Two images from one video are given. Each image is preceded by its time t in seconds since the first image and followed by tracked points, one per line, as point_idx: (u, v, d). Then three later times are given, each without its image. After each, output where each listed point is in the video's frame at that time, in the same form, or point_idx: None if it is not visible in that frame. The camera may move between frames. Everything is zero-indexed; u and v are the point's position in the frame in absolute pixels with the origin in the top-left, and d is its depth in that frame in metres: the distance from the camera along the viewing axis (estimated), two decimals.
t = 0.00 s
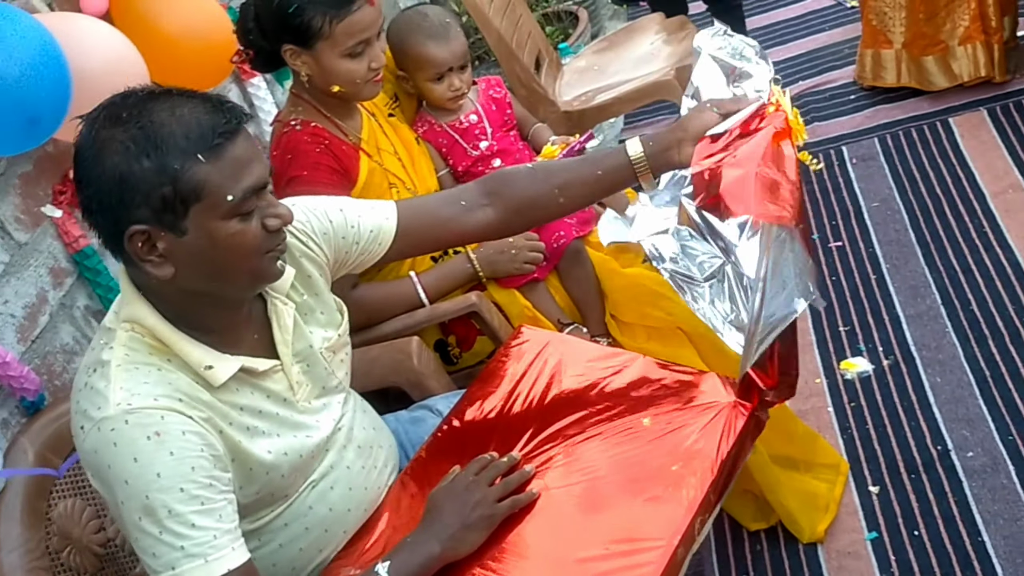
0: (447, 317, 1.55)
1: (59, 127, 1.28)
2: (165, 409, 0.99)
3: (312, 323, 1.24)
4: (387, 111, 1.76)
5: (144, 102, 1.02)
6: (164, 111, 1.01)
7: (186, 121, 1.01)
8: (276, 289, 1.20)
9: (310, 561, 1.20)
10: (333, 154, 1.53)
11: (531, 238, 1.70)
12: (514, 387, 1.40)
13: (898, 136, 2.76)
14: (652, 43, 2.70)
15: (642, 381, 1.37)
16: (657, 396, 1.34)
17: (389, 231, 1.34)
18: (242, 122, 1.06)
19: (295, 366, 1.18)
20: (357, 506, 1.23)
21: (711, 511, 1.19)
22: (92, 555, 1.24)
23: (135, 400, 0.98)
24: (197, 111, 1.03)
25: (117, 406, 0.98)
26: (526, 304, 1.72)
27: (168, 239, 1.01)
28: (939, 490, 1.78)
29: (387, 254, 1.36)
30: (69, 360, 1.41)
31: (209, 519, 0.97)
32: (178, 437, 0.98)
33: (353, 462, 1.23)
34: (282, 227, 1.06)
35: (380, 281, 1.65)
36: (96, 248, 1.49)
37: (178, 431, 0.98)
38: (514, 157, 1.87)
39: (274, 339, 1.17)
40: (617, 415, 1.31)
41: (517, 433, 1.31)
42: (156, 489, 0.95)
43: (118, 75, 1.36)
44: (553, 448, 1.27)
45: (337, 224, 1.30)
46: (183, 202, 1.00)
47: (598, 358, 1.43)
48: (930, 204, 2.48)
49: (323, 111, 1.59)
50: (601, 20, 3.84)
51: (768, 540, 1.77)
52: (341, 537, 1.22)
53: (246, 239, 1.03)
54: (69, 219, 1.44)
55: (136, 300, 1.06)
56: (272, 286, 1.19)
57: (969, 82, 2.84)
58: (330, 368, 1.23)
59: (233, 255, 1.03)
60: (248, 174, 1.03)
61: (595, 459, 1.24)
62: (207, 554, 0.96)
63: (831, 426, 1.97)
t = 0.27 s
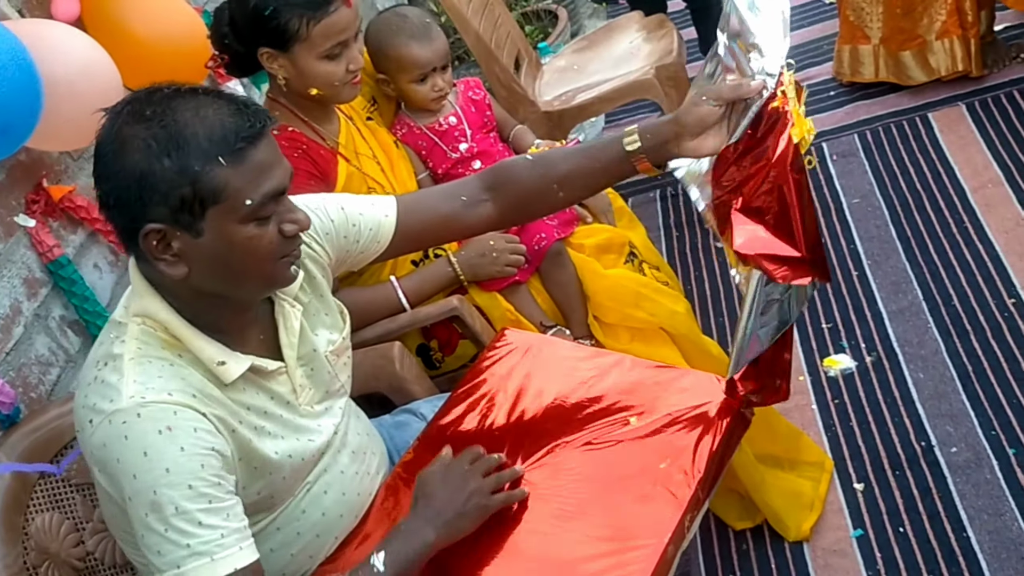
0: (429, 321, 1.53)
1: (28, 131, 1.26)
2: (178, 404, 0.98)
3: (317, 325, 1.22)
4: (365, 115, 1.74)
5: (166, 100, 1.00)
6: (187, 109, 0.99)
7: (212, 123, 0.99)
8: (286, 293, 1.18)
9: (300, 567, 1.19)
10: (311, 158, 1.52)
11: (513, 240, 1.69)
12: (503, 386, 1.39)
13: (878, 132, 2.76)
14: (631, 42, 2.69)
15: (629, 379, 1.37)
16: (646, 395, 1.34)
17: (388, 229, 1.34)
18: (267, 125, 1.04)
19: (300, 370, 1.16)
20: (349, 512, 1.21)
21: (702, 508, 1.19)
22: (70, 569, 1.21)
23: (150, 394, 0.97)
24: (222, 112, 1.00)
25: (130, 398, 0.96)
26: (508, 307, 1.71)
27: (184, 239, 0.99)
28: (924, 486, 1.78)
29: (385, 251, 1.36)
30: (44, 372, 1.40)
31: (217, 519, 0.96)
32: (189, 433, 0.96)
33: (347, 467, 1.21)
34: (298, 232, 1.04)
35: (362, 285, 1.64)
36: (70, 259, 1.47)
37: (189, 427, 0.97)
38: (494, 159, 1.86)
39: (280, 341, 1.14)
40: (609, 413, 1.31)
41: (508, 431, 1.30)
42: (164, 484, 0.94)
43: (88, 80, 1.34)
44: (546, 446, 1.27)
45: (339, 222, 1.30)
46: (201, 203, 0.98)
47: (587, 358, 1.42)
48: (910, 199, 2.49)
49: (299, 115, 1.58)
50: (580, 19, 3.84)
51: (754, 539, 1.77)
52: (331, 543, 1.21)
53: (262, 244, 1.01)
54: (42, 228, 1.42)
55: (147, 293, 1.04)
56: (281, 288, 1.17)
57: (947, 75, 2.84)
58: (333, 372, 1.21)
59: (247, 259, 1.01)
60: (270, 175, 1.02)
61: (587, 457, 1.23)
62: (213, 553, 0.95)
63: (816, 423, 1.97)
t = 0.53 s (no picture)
0: (424, 322, 1.53)
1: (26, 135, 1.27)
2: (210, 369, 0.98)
3: (309, 325, 1.22)
4: (360, 117, 1.75)
5: (155, 106, 1.00)
6: (175, 114, 0.99)
7: (201, 126, 0.99)
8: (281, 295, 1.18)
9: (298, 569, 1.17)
10: (306, 159, 1.52)
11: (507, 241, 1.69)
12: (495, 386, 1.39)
13: (870, 130, 2.77)
14: (623, 41, 2.70)
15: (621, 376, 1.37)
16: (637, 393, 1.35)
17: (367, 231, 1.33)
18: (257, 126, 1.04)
19: (297, 368, 1.16)
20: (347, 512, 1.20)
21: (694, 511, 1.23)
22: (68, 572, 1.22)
23: (178, 368, 0.97)
24: (210, 115, 1.00)
25: (161, 380, 0.96)
26: (503, 307, 1.71)
27: (178, 242, 0.99)
28: (919, 482, 1.79)
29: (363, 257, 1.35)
30: (40, 375, 1.39)
31: (298, 425, 0.96)
32: (233, 381, 0.97)
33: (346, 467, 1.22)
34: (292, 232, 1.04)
35: (357, 287, 1.64)
36: (65, 262, 1.46)
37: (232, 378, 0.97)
38: (487, 159, 1.86)
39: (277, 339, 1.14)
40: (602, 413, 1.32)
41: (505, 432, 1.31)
42: (240, 426, 0.94)
43: (84, 85, 1.34)
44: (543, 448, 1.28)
45: (319, 226, 1.30)
46: (193, 206, 0.97)
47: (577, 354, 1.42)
48: (903, 197, 2.50)
49: (295, 117, 1.58)
50: (573, 18, 3.84)
51: (750, 537, 1.77)
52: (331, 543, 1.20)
53: (257, 244, 1.01)
54: (37, 232, 1.42)
55: (150, 292, 1.04)
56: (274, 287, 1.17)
57: (939, 74, 2.86)
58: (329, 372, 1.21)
59: (243, 259, 1.01)
60: (264, 175, 1.01)
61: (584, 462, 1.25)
62: (317, 447, 0.95)
63: (811, 421, 1.98)
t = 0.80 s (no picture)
0: (423, 321, 1.53)
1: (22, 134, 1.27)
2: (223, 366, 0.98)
3: (311, 322, 1.22)
4: (358, 115, 1.74)
5: (164, 103, 1.00)
6: (183, 112, 0.98)
7: (207, 127, 0.98)
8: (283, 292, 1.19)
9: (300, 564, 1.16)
10: (305, 158, 1.52)
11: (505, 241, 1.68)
12: (496, 389, 1.35)
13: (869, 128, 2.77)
14: (623, 39, 2.69)
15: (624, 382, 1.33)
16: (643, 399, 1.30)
17: (373, 257, 1.31)
18: (268, 126, 1.03)
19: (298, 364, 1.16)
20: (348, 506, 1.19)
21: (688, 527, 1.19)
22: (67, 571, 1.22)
23: (190, 363, 0.97)
24: (219, 116, 0.99)
25: (173, 377, 0.95)
26: (502, 305, 1.71)
27: (180, 240, 0.99)
28: (918, 480, 1.79)
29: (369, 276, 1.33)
30: (38, 375, 1.39)
31: (310, 426, 0.96)
32: (246, 380, 0.97)
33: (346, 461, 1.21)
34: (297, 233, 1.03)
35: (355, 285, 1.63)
36: (63, 260, 1.46)
37: (245, 374, 0.97)
38: (486, 157, 1.86)
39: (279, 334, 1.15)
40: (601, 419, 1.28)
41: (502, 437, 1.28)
42: (250, 426, 0.94)
43: (81, 85, 1.33)
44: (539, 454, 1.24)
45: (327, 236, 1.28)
46: (194, 207, 0.97)
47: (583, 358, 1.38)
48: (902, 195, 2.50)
49: (294, 116, 1.58)
50: (572, 17, 3.84)
51: (749, 536, 1.78)
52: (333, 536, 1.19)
53: (258, 246, 1.00)
54: (35, 231, 1.42)
55: (158, 286, 1.04)
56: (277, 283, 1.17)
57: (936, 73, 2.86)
58: (329, 367, 1.21)
59: (245, 260, 1.00)
60: (266, 179, 0.99)
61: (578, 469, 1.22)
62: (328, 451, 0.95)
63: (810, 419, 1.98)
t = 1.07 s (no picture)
0: (418, 322, 1.53)
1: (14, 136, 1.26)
2: (193, 379, 0.97)
3: (298, 329, 1.22)
4: (353, 116, 1.74)
5: (143, 108, 0.98)
6: (160, 123, 0.97)
7: (180, 142, 0.96)
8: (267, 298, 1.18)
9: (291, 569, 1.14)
10: (300, 161, 1.51)
11: (502, 240, 1.68)
12: (491, 389, 1.34)
13: (864, 127, 2.77)
14: (618, 38, 2.69)
15: (623, 379, 1.30)
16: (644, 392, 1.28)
17: (366, 275, 1.32)
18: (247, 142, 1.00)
19: (283, 370, 1.15)
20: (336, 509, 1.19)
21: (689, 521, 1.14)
22: None
23: (159, 375, 0.96)
24: (194, 129, 0.97)
25: (144, 385, 0.95)
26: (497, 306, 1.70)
27: (145, 248, 0.99)
28: (915, 479, 1.79)
29: (360, 293, 1.32)
30: (32, 379, 1.38)
31: (265, 457, 0.95)
32: (212, 399, 0.96)
33: (332, 464, 1.20)
34: (270, 251, 1.01)
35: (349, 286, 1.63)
36: (56, 264, 1.45)
37: (211, 393, 0.97)
38: (482, 158, 1.85)
39: (263, 340, 1.14)
40: (595, 414, 1.25)
41: (492, 436, 1.26)
42: (206, 448, 0.93)
43: (73, 86, 1.33)
44: (527, 452, 1.22)
45: (321, 248, 1.28)
46: (159, 219, 0.96)
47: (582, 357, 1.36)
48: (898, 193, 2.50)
49: (287, 116, 1.56)
50: (567, 16, 3.84)
51: (747, 535, 1.77)
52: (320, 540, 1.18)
53: (224, 261, 0.99)
54: (28, 234, 1.41)
55: (134, 290, 1.03)
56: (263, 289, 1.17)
57: (926, 73, 2.87)
58: (316, 373, 1.20)
59: (211, 273, 0.99)
60: (234, 201, 0.98)
61: (567, 465, 1.19)
62: (278, 485, 0.95)
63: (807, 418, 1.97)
